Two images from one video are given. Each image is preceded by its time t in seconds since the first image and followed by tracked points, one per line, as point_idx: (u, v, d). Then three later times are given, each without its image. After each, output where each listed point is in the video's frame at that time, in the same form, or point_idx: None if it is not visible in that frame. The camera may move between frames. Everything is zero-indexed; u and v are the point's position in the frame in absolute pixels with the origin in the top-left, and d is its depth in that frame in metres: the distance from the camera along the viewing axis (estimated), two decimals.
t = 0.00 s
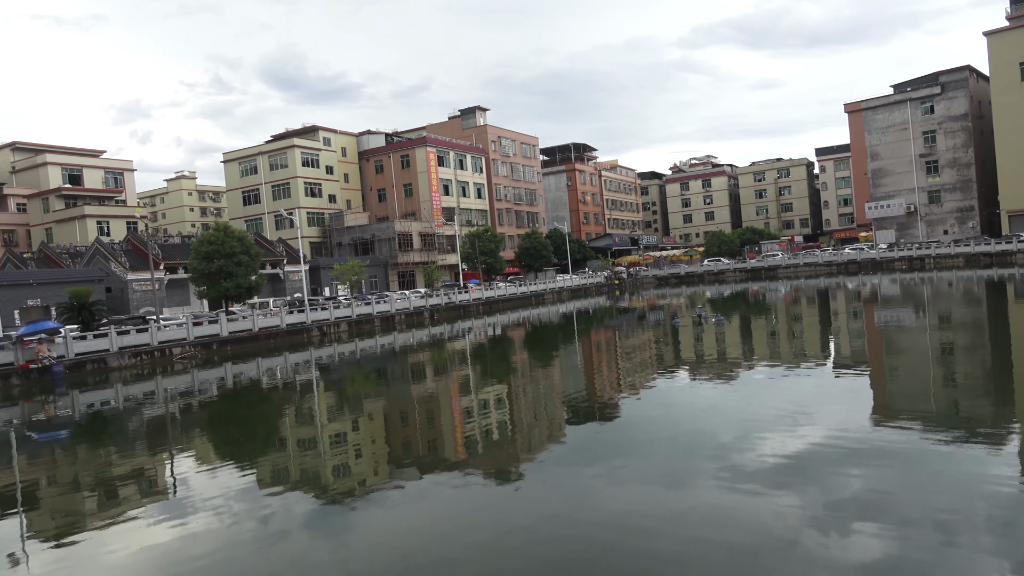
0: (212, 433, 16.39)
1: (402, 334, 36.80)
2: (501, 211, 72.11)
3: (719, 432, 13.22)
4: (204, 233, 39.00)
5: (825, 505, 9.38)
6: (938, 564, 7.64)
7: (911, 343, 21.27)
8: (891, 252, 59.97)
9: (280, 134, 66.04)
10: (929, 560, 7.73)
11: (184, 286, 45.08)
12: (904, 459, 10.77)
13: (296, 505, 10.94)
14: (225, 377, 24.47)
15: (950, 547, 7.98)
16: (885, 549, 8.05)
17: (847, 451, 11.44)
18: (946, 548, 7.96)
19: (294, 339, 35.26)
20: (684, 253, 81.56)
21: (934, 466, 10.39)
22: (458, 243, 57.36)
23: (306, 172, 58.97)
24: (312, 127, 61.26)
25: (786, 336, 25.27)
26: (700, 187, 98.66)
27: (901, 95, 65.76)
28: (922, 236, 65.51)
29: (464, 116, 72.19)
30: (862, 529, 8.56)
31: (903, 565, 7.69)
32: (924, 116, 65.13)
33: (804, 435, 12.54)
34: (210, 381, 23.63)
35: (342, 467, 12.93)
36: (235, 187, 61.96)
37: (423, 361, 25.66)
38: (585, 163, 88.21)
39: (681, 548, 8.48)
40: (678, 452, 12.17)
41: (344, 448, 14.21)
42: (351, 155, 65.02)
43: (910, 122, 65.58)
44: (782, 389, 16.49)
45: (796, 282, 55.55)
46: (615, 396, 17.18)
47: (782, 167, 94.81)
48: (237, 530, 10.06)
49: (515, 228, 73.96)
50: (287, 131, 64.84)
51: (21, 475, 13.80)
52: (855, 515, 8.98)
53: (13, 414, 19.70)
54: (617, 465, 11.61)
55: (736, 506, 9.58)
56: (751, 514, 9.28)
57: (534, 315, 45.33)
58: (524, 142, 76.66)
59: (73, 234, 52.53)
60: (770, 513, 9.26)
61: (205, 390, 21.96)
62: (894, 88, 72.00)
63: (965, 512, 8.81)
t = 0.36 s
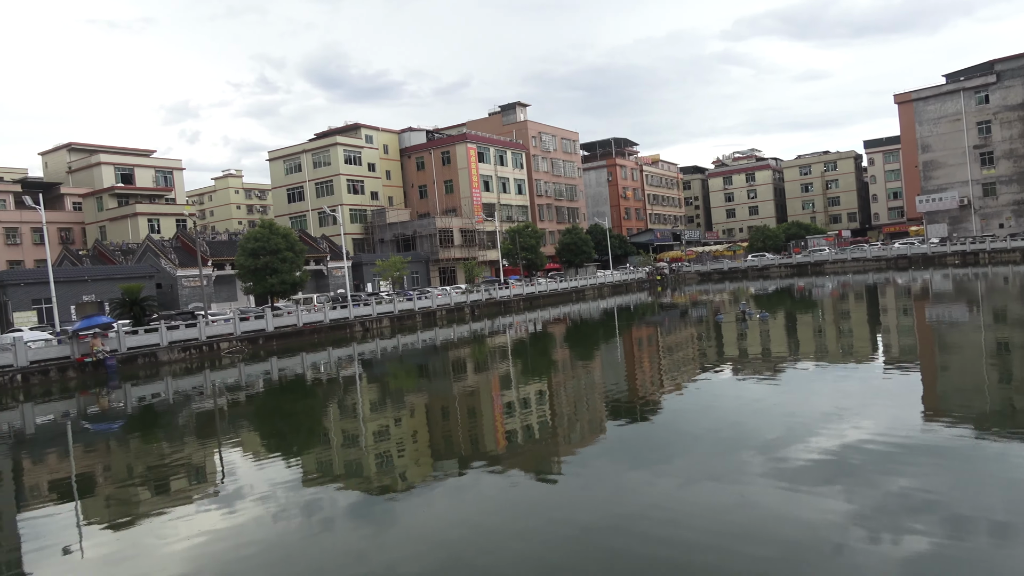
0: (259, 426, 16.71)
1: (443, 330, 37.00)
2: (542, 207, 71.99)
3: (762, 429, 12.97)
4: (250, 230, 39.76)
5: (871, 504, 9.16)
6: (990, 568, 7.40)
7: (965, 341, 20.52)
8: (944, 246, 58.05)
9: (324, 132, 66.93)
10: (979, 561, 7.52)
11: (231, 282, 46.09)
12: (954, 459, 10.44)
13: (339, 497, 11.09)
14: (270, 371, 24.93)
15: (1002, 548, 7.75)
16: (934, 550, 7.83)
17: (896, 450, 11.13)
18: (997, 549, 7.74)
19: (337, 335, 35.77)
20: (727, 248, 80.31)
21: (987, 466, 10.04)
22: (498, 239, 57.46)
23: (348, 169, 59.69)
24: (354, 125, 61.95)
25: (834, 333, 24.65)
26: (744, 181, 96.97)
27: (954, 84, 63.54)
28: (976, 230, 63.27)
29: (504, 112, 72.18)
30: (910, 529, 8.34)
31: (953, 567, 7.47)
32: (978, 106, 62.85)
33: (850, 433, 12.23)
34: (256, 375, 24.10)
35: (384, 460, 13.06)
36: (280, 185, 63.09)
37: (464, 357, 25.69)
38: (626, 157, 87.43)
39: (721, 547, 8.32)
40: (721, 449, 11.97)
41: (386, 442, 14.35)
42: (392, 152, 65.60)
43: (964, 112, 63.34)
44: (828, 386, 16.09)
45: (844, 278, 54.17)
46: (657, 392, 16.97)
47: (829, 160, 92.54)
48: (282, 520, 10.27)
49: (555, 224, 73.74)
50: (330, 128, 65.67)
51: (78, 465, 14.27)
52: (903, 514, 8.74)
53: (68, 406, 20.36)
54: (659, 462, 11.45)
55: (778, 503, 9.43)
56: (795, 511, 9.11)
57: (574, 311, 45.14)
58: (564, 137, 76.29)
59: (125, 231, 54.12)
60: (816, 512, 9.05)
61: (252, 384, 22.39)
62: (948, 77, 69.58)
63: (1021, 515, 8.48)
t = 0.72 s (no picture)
0: (304, 424, 16.97)
1: (484, 330, 37.14)
2: (583, 207, 71.68)
3: (809, 431, 12.66)
4: (295, 232, 40.47)
5: (924, 509, 8.85)
6: None
7: None
8: (1000, 244, 56.02)
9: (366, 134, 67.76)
10: None
11: (277, 283, 46.98)
12: (1013, 464, 10.03)
13: (382, 496, 11.16)
14: (315, 371, 25.33)
15: None
16: (991, 558, 7.54)
17: (951, 454, 10.74)
18: None
19: (379, 335, 36.18)
20: (772, 247, 78.84)
21: None
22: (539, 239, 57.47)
23: (390, 171, 60.33)
24: (396, 127, 62.56)
25: (884, 334, 23.98)
26: (789, 178, 95.06)
27: (1010, 76, 61.30)
28: None
29: (545, 112, 72.12)
30: (966, 536, 8.03)
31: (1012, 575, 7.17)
32: None
33: (902, 437, 11.85)
34: (301, 375, 24.51)
35: (426, 459, 13.12)
36: (324, 188, 64.10)
37: (505, 357, 25.77)
38: (668, 156, 86.51)
39: (768, 551, 8.11)
40: (767, 451, 11.72)
41: (428, 441, 14.42)
42: (434, 154, 66.07)
43: (1021, 104, 61.07)
44: (879, 388, 15.64)
45: (894, 277, 52.68)
46: (700, 393, 16.72)
47: (878, 156, 90.14)
48: (326, 518, 10.39)
49: (596, 223, 73.36)
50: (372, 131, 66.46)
51: (131, 461, 14.67)
52: (959, 521, 8.42)
53: (122, 404, 20.97)
54: (703, 464, 11.25)
55: (826, 507, 9.18)
56: (843, 515, 8.86)
57: (616, 311, 44.83)
58: (605, 137, 75.85)
59: (175, 234, 55.60)
60: (865, 516, 8.78)
61: (297, 383, 22.77)
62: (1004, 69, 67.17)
63: None
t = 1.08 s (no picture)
0: (345, 425, 17.16)
1: (523, 332, 37.15)
2: (622, 208, 71.23)
3: (857, 435, 12.34)
4: (336, 235, 41.04)
5: (978, 518, 8.55)
6: None
7: None
8: None
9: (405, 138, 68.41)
10: None
11: (318, 285, 47.69)
12: None
13: (423, 496, 11.23)
14: (356, 372, 25.62)
15: None
16: None
17: (1006, 461, 10.36)
18: None
19: (418, 336, 36.46)
20: (816, 247, 77.26)
21: None
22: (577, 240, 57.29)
23: (429, 173, 60.78)
24: (435, 130, 62.98)
25: (934, 335, 23.28)
26: (834, 177, 93.06)
27: None
28: None
29: (583, 113, 71.91)
30: None
31: None
32: None
33: (955, 442, 11.47)
34: (343, 376, 24.81)
35: (466, 461, 13.14)
36: (364, 191, 64.91)
37: (543, 358, 25.76)
38: (709, 156, 85.44)
39: (814, 557, 7.93)
40: (813, 455, 11.45)
41: (468, 443, 14.45)
42: (472, 156, 66.37)
43: None
44: (929, 391, 15.17)
45: (943, 277, 51.19)
46: (742, 396, 16.42)
47: (926, 153, 87.62)
48: (367, 517, 10.47)
49: (635, 224, 72.84)
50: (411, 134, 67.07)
51: (179, 459, 15.04)
52: (1016, 530, 8.12)
53: (170, 404, 21.50)
54: (746, 467, 11.05)
55: (875, 513, 8.93)
56: (894, 521, 8.62)
57: (655, 313, 44.43)
58: (644, 137, 75.25)
59: (221, 238, 56.85)
60: (917, 524, 8.51)
61: (338, 384, 23.06)
62: None
63: None
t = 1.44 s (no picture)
0: (379, 423, 17.32)
1: (556, 332, 37.09)
2: (655, 207, 70.66)
3: (896, 438, 12.07)
4: (371, 235, 41.44)
5: (1021, 522, 8.33)
6: None
7: None
8: None
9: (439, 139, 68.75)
10: None
11: (353, 285, 48.17)
12: None
13: (455, 494, 11.25)
14: (390, 371, 25.84)
15: None
16: None
17: None
18: None
19: (452, 336, 36.63)
20: (855, 247, 75.71)
21: None
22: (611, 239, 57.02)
23: (462, 174, 61.00)
24: (468, 130, 63.16)
25: (978, 337, 22.63)
26: (873, 175, 91.08)
27: None
28: None
29: (616, 112, 71.52)
30: None
31: None
32: None
33: (999, 446, 11.15)
34: (376, 375, 25.04)
35: (498, 460, 13.16)
36: (398, 192, 65.44)
37: (576, 359, 25.64)
38: (744, 154, 84.30)
39: (849, 561, 7.79)
40: (851, 458, 11.20)
41: (500, 442, 14.45)
42: (505, 156, 66.43)
43: None
44: (974, 394, 14.75)
45: (988, 277, 49.75)
46: (778, 398, 16.15)
47: (970, 150, 85.23)
48: (400, 514, 10.58)
49: (669, 224, 72.19)
50: (445, 135, 67.37)
51: (216, 456, 15.32)
52: None
53: (209, 401, 21.92)
54: (783, 470, 10.86)
55: (915, 517, 8.73)
56: (933, 526, 8.42)
57: (690, 313, 43.92)
58: (679, 135, 74.52)
59: (258, 238, 57.80)
60: (957, 528, 8.31)
61: (372, 383, 23.28)
62: None
63: None
